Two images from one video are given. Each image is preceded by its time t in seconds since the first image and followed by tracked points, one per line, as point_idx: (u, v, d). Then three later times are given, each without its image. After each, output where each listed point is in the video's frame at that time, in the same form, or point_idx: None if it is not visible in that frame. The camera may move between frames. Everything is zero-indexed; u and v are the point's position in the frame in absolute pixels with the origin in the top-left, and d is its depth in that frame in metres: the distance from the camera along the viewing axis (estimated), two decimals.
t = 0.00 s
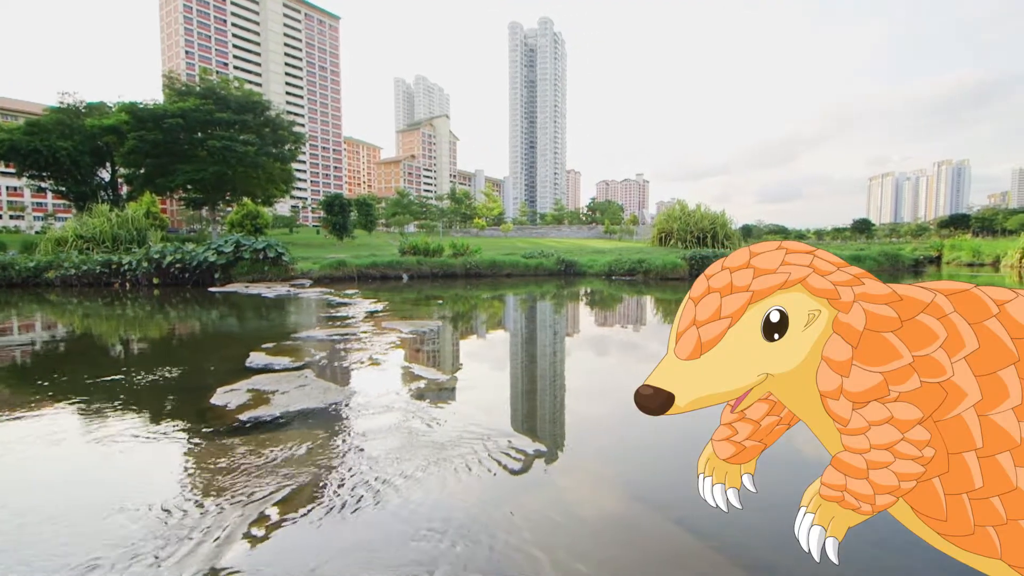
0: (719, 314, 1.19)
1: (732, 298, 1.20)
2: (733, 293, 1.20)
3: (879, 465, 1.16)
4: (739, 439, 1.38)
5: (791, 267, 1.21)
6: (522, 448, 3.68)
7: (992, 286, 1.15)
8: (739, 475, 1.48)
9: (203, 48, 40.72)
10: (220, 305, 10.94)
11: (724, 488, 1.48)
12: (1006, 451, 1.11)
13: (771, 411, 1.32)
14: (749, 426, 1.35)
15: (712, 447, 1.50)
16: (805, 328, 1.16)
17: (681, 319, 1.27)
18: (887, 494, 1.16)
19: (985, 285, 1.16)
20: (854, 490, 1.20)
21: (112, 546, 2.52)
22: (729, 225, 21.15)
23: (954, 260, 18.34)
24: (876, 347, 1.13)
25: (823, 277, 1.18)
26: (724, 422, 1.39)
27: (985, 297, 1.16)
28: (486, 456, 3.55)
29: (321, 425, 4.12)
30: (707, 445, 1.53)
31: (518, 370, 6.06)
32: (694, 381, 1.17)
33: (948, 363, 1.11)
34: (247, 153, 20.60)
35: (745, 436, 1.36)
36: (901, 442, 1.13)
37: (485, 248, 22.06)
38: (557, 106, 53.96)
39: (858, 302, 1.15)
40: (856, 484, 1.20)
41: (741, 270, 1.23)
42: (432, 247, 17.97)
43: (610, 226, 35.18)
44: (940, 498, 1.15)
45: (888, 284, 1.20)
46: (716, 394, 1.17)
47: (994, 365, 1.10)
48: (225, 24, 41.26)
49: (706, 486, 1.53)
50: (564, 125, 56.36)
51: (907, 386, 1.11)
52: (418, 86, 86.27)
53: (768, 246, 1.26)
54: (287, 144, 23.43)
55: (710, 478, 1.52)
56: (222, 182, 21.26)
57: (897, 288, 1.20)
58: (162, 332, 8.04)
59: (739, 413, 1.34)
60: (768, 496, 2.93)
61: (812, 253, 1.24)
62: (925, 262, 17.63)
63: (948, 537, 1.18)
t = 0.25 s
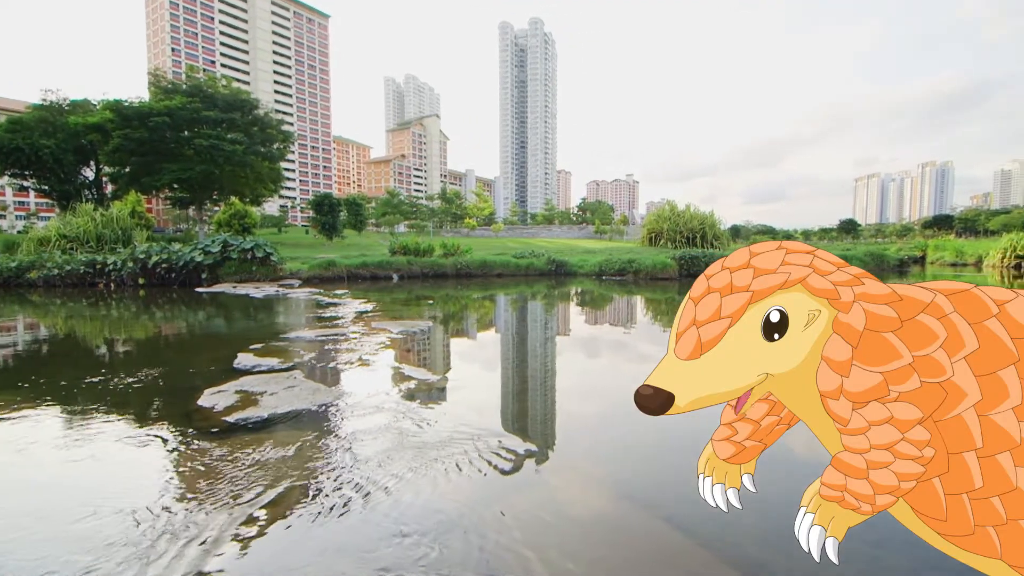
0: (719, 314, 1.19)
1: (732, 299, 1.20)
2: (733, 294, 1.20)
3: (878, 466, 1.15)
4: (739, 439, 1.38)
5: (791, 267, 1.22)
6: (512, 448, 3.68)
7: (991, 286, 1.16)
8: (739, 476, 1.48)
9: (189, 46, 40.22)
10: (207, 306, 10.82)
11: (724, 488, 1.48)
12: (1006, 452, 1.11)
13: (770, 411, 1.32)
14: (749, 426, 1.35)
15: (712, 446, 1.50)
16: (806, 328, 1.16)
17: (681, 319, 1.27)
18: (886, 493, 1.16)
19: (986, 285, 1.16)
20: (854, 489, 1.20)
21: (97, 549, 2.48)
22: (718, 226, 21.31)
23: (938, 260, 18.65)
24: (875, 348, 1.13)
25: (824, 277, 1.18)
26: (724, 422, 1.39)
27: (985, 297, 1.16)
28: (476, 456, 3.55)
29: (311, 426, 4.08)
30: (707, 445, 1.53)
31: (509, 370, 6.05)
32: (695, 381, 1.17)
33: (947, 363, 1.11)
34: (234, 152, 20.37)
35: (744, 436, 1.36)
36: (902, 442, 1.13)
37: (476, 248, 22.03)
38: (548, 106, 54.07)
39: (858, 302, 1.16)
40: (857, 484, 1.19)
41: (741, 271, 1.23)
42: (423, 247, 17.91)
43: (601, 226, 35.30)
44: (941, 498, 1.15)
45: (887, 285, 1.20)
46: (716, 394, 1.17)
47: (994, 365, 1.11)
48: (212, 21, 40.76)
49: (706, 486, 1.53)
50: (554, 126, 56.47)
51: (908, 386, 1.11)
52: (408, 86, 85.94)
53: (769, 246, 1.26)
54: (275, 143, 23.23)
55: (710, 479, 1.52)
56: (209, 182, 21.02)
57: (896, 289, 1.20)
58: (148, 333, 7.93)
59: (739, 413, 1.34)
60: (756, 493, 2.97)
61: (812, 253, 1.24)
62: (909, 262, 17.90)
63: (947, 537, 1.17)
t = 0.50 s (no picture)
0: (719, 314, 1.19)
1: (732, 298, 1.20)
2: (734, 293, 1.20)
3: (879, 466, 1.16)
4: (739, 440, 1.38)
5: (791, 267, 1.21)
6: (501, 448, 3.68)
7: (992, 286, 1.16)
8: (739, 475, 1.49)
9: (175, 43, 39.67)
10: (193, 306, 10.68)
11: (724, 488, 1.49)
12: (1006, 451, 1.11)
13: (771, 411, 1.32)
14: (749, 426, 1.35)
15: (712, 447, 1.50)
16: (806, 328, 1.15)
17: (681, 319, 1.27)
18: (887, 493, 1.17)
19: (985, 285, 1.16)
20: (853, 490, 1.21)
21: (81, 553, 2.44)
22: (706, 226, 21.47)
23: (921, 259, 18.97)
24: (876, 348, 1.13)
25: (823, 277, 1.18)
26: (724, 422, 1.39)
27: (984, 297, 1.16)
28: (466, 456, 3.53)
29: (299, 428, 4.04)
30: (707, 445, 1.54)
31: (500, 370, 6.05)
32: (694, 382, 1.17)
33: (947, 363, 1.12)
34: (221, 150, 20.11)
35: (745, 436, 1.36)
36: (902, 442, 1.13)
37: (466, 248, 21.99)
38: (537, 106, 54.14)
39: (859, 303, 1.15)
40: (857, 484, 1.20)
41: (741, 270, 1.22)
42: (412, 247, 17.84)
43: (591, 226, 35.40)
44: (941, 498, 1.16)
45: (888, 284, 1.20)
46: (716, 394, 1.17)
47: (994, 365, 1.11)
48: (198, 18, 40.24)
49: (706, 485, 1.53)
50: (544, 126, 56.54)
51: (907, 386, 1.12)
52: (397, 85, 85.54)
53: (769, 246, 1.25)
54: (262, 141, 23.00)
55: (710, 478, 1.52)
56: (195, 180, 20.75)
57: (896, 289, 1.20)
58: (132, 334, 7.81)
59: (740, 413, 1.34)
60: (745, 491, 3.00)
61: (812, 253, 1.24)
62: (894, 262, 18.18)
63: (947, 537, 1.18)
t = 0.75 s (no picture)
0: (720, 314, 1.19)
1: (731, 299, 1.20)
2: (733, 294, 1.20)
3: (878, 466, 1.16)
4: (738, 439, 1.39)
5: (791, 267, 1.21)
6: (493, 448, 3.67)
7: (991, 286, 1.16)
8: (739, 475, 1.49)
9: (162, 40, 39.20)
10: (181, 307, 10.56)
11: (724, 488, 1.49)
12: (1006, 451, 1.11)
13: (770, 411, 1.32)
14: (749, 425, 1.35)
15: (712, 447, 1.50)
16: (806, 328, 1.16)
17: (681, 318, 1.27)
18: (887, 493, 1.17)
19: (987, 285, 1.16)
20: (854, 490, 1.21)
21: (68, 557, 2.41)
22: (697, 226, 21.60)
23: (908, 259, 19.24)
24: (876, 347, 1.13)
25: (824, 277, 1.18)
26: (724, 422, 1.40)
27: (985, 297, 1.16)
28: (457, 457, 3.52)
29: (290, 429, 4.01)
30: (707, 445, 1.54)
31: (492, 370, 6.04)
32: (694, 382, 1.17)
33: (948, 363, 1.11)
34: (209, 149, 19.90)
35: (745, 436, 1.37)
36: (901, 442, 1.13)
37: (457, 248, 21.95)
38: (529, 106, 54.21)
39: (858, 303, 1.15)
40: (857, 484, 1.20)
41: (741, 271, 1.23)
42: (403, 247, 17.77)
43: (582, 226, 35.47)
44: (941, 498, 1.16)
45: (887, 284, 1.20)
46: (715, 394, 1.18)
47: (994, 365, 1.11)
48: (186, 15, 39.78)
49: (706, 485, 1.53)
50: (535, 125, 56.58)
51: (908, 386, 1.12)
52: (388, 85, 85.23)
53: (769, 246, 1.25)
54: (252, 140, 22.79)
55: (710, 478, 1.52)
56: (183, 179, 20.52)
57: (896, 289, 1.21)
58: (118, 335, 7.70)
59: (740, 414, 1.34)
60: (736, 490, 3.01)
61: (813, 253, 1.24)
62: (880, 262, 18.42)
63: (948, 537, 1.19)
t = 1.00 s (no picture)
0: (719, 314, 1.19)
1: (732, 298, 1.20)
2: (734, 293, 1.20)
3: (878, 466, 1.16)
4: (739, 439, 1.38)
5: (791, 267, 1.21)
6: (485, 448, 3.66)
7: (991, 287, 1.16)
8: (739, 475, 1.48)
9: (149, 38, 38.69)
10: (169, 307, 10.43)
11: (724, 488, 1.49)
12: (1006, 451, 1.12)
13: (770, 411, 1.33)
14: (750, 426, 1.35)
15: (712, 447, 1.50)
16: (806, 328, 1.16)
17: (681, 318, 1.27)
18: (887, 494, 1.17)
19: (985, 286, 1.17)
20: (854, 489, 1.21)
21: (53, 561, 2.37)
22: (687, 226, 21.71)
23: (895, 260, 19.48)
24: (876, 348, 1.13)
25: (823, 277, 1.18)
26: (724, 422, 1.40)
27: (984, 297, 1.17)
28: (450, 457, 3.51)
29: (280, 431, 3.97)
30: (707, 445, 1.54)
31: (484, 370, 6.03)
32: (695, 382, 1.17)
33: (947, 363, 1.12)
34: (198, 148, 19.67)
35: (745, 436, 1.37)
36: (902, 442, 1.13)
37: (449, 248, 21.89)
38: (521, 106, 54.25)
39: (859, 302, 1.16)
40: (857, 484, 1.20)
41: (741, 271, 1.22)
42: (395, 247, 17.69)
43: (574, 226, 35.55)
44: (940, 498, 1.16)
45: (887, 285, 1.21)
46: (715, 394, 1.17)
47: (993, 365, 1.11)
48: (174, 12, 39.30)
49: (706, 485, 1.53)
50: (527, 126, 56.63)
51: (907, 386, 1.12)
52: (379, 84, 84.82)
53: (768, 246, 1.25)
54: (241, 139, 22.56)
55: (710, 479, 1.52)
56: (170, 178, 20.26)
57: (896, 289, 1.21)
58: (104, 336, 7.59)
59: (739, 413, 1.35)
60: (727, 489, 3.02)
61: (812, 253, 1.24)
62: (868, 262, 18.63)
63: (948, 536, 1.19)
